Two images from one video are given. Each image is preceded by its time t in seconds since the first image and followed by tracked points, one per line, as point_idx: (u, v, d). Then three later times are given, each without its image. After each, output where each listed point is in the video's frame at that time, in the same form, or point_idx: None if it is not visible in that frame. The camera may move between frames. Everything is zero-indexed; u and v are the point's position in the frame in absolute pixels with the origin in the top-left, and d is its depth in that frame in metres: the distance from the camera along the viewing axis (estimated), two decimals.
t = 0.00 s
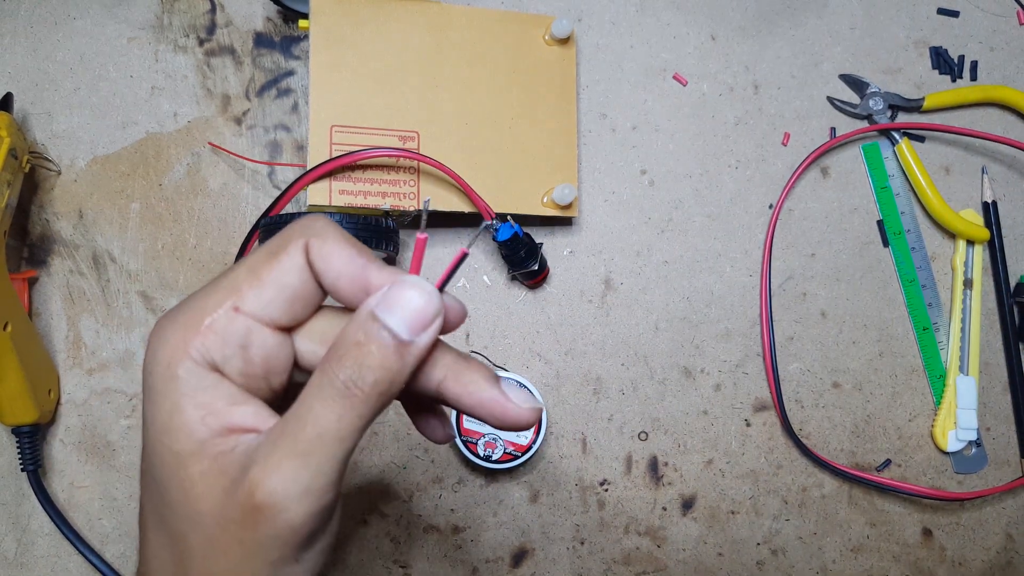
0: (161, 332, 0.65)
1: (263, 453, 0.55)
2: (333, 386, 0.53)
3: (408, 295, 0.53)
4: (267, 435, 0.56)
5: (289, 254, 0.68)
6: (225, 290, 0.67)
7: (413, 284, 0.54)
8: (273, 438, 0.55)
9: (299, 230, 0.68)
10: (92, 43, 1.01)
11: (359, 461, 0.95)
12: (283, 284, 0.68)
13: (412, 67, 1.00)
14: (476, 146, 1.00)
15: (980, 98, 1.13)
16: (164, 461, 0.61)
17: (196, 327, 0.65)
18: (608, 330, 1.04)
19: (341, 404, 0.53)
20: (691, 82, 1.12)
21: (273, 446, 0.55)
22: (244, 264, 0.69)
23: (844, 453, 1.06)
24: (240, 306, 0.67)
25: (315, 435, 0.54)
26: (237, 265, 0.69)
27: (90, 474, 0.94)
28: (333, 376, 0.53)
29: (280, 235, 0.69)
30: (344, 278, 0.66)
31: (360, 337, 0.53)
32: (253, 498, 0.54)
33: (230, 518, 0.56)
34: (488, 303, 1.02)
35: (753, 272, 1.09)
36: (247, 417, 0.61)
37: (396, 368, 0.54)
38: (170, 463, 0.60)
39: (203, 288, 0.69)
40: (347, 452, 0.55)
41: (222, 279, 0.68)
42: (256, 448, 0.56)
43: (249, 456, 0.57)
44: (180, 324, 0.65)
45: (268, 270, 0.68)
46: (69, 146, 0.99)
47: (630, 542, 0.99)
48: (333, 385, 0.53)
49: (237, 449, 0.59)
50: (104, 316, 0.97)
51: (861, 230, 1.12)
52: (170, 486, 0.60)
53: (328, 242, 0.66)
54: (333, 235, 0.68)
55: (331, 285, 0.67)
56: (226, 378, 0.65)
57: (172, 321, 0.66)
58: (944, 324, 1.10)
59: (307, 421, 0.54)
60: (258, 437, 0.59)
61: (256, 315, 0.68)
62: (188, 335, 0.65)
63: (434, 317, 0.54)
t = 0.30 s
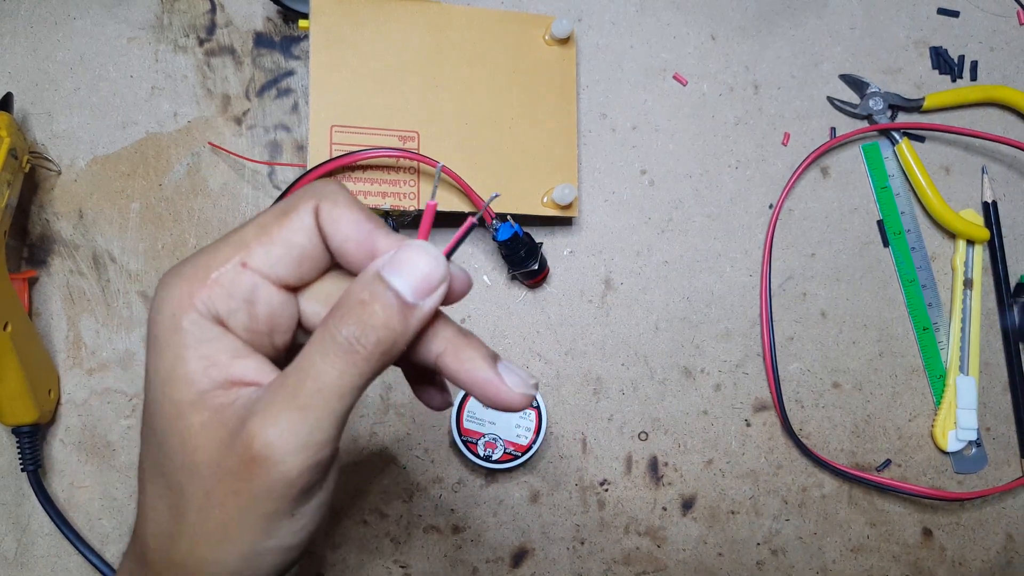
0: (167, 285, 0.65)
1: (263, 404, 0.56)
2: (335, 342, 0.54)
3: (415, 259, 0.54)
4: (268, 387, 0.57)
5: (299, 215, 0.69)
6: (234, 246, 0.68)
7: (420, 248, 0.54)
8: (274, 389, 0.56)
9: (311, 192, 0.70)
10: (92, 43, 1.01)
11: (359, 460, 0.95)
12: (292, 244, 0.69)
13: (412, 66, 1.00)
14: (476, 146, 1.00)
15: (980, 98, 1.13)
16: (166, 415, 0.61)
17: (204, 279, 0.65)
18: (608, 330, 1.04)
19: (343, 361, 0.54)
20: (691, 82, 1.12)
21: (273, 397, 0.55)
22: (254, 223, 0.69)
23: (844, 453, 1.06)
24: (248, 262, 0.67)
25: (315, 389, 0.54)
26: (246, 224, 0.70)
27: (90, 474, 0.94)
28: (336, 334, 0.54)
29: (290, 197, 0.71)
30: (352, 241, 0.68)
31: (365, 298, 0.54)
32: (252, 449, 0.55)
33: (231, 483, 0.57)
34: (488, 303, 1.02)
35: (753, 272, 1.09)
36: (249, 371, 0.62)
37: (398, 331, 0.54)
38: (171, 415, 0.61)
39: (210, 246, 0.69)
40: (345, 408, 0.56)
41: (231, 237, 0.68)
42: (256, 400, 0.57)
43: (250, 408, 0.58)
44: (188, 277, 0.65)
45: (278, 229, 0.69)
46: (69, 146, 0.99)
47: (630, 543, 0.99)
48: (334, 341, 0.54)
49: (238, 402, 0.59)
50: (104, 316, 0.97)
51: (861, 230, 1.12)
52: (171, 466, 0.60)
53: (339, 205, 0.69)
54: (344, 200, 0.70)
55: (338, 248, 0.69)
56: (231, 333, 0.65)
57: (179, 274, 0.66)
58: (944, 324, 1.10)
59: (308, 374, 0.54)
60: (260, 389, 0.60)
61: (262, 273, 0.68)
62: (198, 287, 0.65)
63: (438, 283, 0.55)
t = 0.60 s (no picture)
0: (145, 253, 0.65)
1: (244, 379, 0.56)
2: (316, 311, 0.53)
3: (402, 229, 0.53)
4: (247, 363, 0.57)
5: (281, 183, 0.68)
6: (214, 213, 0.67)
7: (405, 220, 0.53)
8: (253, 366, 0.56)
9: (294, 161, 0.69)
10: (92, 43, 1.01)
11: (359, 460, 0.95)
12: (272, 213, 0.68)
13: (412, 66, 1.00)
14: (476, 146, 1.00)
15: (980, 98, 1.13)
16: (143, 393, 0.60)
17: (182, 246, 0.65)
18: (608, 330, 1.04)
19: (324, 334, 0.54)
20: (691, 82, 1.12)
21: (255, 373, 0.55)
22: (236, 190, 0.69)
23: (844, 453, 1.06)
24: (227, 230, 0.67)
25: (297, 363, 0.54)
26: (229, 192, 0.69)
27: (90, 474, 0.94)
28: (318, 305, 0.53)
29: (274, 165, 0.70)
30: (331, 212, 0.67)
31: (349, 266, 0.53)
32: (234, 429, 0.55)
33: (230, 481, 0.57)
34: (488, 303, 1.02)
35: (753, 272, 1.09)
36: (228, 346, 0.62)
37: (382, 303, 0.53)
38: (149, 395, 0.60)
39: (192, 214, 0.68)
40: (328, 383, 0.56)
41: (213, 204, 0.68)
42: (235, 377, 0.57)
43: (226, 385, 0.57)
44: (166, 245, 0.65)
45: (258, 196, 0.68)
46: (70, 146, 0.99)
47: (630, 543, 0.99)
48: (316, 310, 0.53)
49: (215, 379, 0.59)
50: (104, 316, 0.97)
51: (861, 230, 1.12)
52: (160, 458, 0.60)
53: (321, 175, 0.68)
54: (327, 170, 0.69)
55: (316, 220, 0.67)
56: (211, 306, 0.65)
57: (158, 241, 0.65)
58: (944, 324, 1.10)
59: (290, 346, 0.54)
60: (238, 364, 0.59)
61: (241, 242, 0.67)
62: (175, 256, 0.64)
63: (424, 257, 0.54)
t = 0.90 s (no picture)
0: (165, 252, 0.65)
1: (265, 383, 0.55)
2: (341, 316, 0.53)
3: (426, 236, 0.53)
4: (269, 366, 0.57)
5: (304, 186, 0.68)
6: (235, 212, 0.67)
7: (430, 225, 0.53)
8: (275, 369, 0.55)
9: (318, 164, 0.70)
10: (93, 44, 1.01)
11: (360, 460, 0.95)
12: (294, 215, 0.68)
13: (412, 66, 1.00)
14: (475, 146, 1.01)
15: (980, 98, 1.14)
16: (160, 393, 0.60)
17: (203, 245, 0.65)
18: (608, 330, 1.04)
19: (350, 338, 0.53)
20: (691, 82, 1.13)
21: (276, 376, 0.55)
22: (258, 191, 0.69)
23: (844, 453, 1.06)
24: (248, 231, 0.67)
25: (322, 367, 0.54)
26: (250, 192, 0.69)
27: (90, 474, 0.94)
28: (343, 309, 0.53)
29: (297, 167, 0.70)
30: (354, 219, 0.68)
31: (373, 271, 0.52)
32: (257, 431, 0.55)
33: (233, 481, 0.57)
34: (488, 303, 1.02)
35: (753, 272, 1.09)
36: (248, 346, 0.61)
37: (407, 307, 0.53)
38: (167, 395, 0.60)
39: (212, 212, 0.68)
40: (350, 388, 0.55)
41: (234, 204, 0.68)
42: (256, 380, 0.57)
43: (248, 388, 0.57)
44: (186, 244, 0.65)
45: (281, 197, 0.68)
46: (70, 146, 0.99)
47: (629, 542, 0.99)
48: (341, 315, 0.53)
49: (237, 379, 0.59)
50: (104, 316, 0.97)
51: (860, 230, 1.13)
52: (162, 457, 0.60)
53: (345, 180, 0.68)
54: (352, 175, 0.70)
55: (340, 225, 0.68)
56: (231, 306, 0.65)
57: (177, 239, 0.65)
58: (943, 324, 1.10)
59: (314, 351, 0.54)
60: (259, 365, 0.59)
61: (261, 243, 0.68)
62: (195, 255, 0.64)
63: (447, 263, 0.54)
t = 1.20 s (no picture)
0: (159, 252, 0.65)
1: (260, 385, 0.55)
2: (336, 317, 0.53)
3: (423, 238, 0.53)
4: (263, 367, 0.56)
5: (300, 188, 0.68)
6: (230, 213, 0.67)
7: (426, 227, 0.54)
8: (271, 370, 0.55)
9: (315, 166, 0.70)
10: (92, 44, 1.01)
11: (359, 460, 0.95)
12: (290, 216, 0.68)
13: (412, 66, 1.00)
14: (476, 146, 1.00)
15: (980, 98, 1.14)
16: (155, 393, 0.60)
17: (197, 246, 0.65)
18: (608, 330, 1.04)
19: (344, 340, 0.53)
20: (691, 82, 1.13)
21: (271, 378, 0.55)
22: (254, 192, 0.69)
23: (844, 453, 1.06)
24: (243, 232, 0.67)
25: (316, 369, 0.54)
26: (246, 194, 0.69)
27: (91, 474, 0.94)
28: (339, 310, 0.52)
29: (293, 169, 0.70)
30: (350, 222, 0.68)
31: (370, 272, 0.52)
32: (253, 433, 0.55)
33: (232, 482, 0.57)
34: (488, 302, 1.02)
35: (753, 272, 1.09)
36: (243, 348, 0.61)
37: (403, 309, 0.53)
38: (162, 396, 0.60)
39: (208, 212, 0.68)
40: (344, 390, 0.55)
41: (230, 205, 0.68)
42: (251, 381, 0.57)
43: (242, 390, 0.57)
44: (181, 244, 0.65)
45: (276, 199, 0.68)
46: (70, 146, 0.99)
47: (630, 542, 0.99)
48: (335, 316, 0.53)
49: (231, 381, 0.59)
50: (104, 316, 0.97)
51: (860, 230, 1.13)
52: (160, 458, 0.60)
53: (342, 183, 0.69)
54: (348, 177, 0.70)
55: (335, 227, 0.68)
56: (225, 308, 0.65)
57: (172, 240, 0.65)
58: (943, 324, 1.10)
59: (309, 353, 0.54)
60: (254, 367, 0.59)
61: (256, 245, 0.68)
62: (190, 256, 0.64)
63: (443, 266, 0.54)
